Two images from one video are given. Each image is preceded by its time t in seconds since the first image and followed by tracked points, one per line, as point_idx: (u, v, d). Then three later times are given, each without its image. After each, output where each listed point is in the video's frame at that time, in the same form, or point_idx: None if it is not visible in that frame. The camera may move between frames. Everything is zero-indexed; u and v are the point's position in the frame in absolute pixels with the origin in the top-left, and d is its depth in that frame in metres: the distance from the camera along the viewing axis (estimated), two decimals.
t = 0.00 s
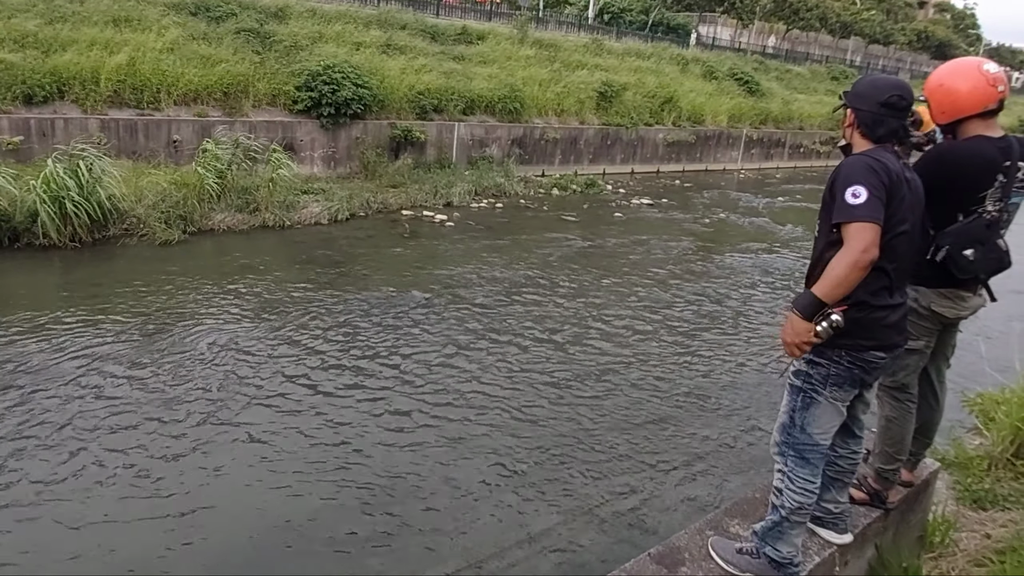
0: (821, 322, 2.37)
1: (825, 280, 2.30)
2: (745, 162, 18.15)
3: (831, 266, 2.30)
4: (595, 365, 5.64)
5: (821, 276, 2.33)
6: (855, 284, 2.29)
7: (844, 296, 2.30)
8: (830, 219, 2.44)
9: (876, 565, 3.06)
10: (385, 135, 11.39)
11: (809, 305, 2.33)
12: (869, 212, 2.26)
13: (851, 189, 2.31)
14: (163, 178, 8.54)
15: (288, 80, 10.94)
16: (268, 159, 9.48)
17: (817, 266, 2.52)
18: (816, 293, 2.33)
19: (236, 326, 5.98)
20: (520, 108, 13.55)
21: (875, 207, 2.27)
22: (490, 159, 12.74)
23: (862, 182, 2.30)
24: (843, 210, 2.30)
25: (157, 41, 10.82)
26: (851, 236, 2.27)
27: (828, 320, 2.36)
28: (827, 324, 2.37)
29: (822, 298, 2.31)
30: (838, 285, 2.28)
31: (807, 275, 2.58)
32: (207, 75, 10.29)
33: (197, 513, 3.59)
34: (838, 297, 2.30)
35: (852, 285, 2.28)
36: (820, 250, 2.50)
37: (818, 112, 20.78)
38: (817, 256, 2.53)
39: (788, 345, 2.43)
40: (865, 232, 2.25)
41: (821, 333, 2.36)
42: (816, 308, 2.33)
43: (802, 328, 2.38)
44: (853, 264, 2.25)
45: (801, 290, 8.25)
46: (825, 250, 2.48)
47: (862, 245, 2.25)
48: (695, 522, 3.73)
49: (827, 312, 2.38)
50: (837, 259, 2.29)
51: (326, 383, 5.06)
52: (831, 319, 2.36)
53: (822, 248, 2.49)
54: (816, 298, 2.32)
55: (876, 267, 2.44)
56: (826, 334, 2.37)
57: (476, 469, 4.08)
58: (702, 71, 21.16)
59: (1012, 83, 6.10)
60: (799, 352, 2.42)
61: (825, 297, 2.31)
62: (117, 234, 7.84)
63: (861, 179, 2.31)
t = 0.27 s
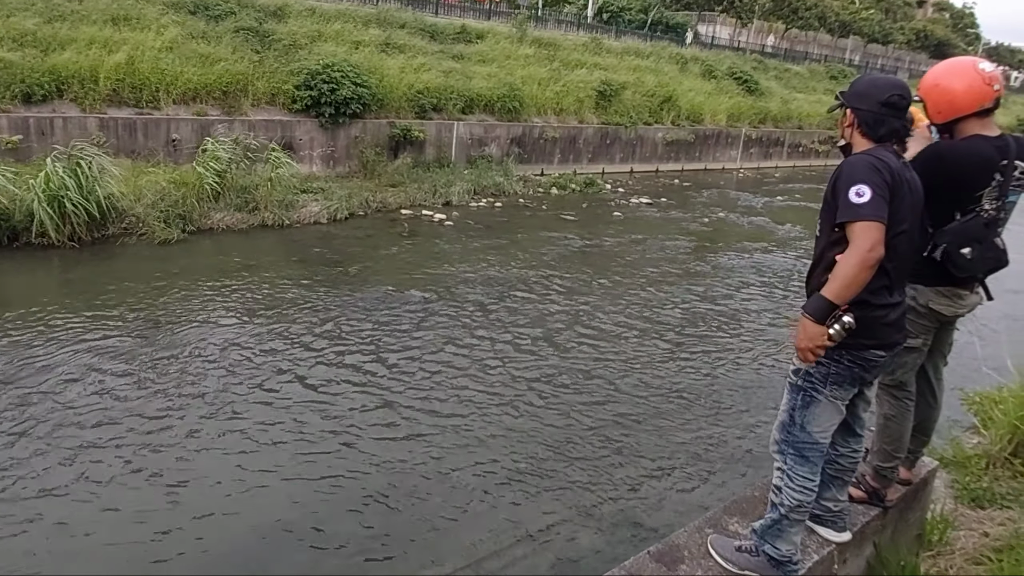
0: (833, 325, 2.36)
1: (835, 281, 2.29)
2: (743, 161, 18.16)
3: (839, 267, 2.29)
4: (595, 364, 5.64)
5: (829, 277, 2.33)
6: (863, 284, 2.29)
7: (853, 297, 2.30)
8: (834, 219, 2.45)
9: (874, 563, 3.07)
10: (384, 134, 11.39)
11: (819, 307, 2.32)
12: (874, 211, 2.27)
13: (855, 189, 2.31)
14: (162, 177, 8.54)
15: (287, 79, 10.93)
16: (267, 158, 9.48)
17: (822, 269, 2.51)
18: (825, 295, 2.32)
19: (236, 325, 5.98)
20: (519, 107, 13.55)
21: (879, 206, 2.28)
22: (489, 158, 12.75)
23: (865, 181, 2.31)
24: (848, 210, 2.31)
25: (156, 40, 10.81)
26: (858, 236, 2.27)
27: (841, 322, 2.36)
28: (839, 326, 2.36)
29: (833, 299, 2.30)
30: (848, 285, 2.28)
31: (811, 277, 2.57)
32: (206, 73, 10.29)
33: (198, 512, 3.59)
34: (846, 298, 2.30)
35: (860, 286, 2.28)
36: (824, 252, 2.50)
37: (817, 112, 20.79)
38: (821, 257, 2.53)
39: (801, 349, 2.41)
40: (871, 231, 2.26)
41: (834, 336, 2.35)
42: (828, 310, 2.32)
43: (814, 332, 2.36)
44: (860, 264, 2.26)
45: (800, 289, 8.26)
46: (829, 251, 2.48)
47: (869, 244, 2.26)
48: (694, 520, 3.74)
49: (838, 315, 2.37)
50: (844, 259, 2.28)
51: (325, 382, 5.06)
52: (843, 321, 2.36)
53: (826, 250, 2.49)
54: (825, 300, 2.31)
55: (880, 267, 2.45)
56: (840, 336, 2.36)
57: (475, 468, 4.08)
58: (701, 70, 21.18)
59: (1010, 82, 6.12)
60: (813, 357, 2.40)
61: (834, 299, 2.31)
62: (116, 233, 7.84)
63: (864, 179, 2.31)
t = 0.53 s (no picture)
0: (838, 324, 2.35)
1: (840, 281, 2.29)
2: (743, 160, 18.15)
3: (843, 266, 2.29)
4: (594, 363, 5.64)
5: (833, 277, 2.32)
6: (868, 283, 2.29)
7: (857, 296, 2.29)
8: (837, 219, 2.44)
9: (874, 562, 3.07)
10: (383, 133, 11.38)
11: (824, 306, 2.31)
12: (877, 209, 2.27)
13: (858, 187, 2.31)
14: (162, 176, 8.53)
15: (286, 78, 10.92)
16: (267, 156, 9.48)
17: (825, 269, 2.51)
18: (830, 294, 2.31)
19: (235, 324, 5.97)
20: (518, 106, 13.55)
21: (882, 204, 2.28)
22: (489, 157, 12.74)
23: (869, 179, 2.31)
24: (851, 208, 2.31)
25: (155, 39, 10.80)
26: (862, 233, 2.27)
27: (846, 322, 2.35)
28: (845, 325, 2.35)
29: (838, 299, 2.30)
30: (852, 285, 2.27)
31: (814, 277, 2.57)
32: (205, 72, 10.27)
33: (196, 512, 3.58)
34: (851, 296, 2.29)
35: (865, 284, 2.28)
36: (826, 251, 2.50)
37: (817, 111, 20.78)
38: (823, 257, 2.52)
39: (806, 350, 2.40)
40: (875, 229, 2.26)
41: (839, 335, 2.34)
42: (833, 310, 2.31)
43: (818, 331, 2.35)
44: (864, 262, 2.25)
45: (799, 288, 8.26)
46: (833, 250, 2.47)
47: (873, 243, 2.26)
48: (693, 519, 3.73)
49: (842, 314, 2.36)
50: (848, 258, 2.28)
51: (324, 381, 5.06)
52: (848, 321, 2.35)
53: (829, 250, 2.49)
54: (830, 300, 2.31)
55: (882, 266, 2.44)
56: (845, 336, 2.35)
57: (474, 467, 4.07)
58: (700, 69, 21.18)
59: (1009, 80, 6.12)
60: (818, 357, 2.39)
61: (839, 298, 2.30)
62: (115, 232, 7.83)
63: (867, 177, 2.31)
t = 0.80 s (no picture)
0: (840, 324, 2.35)
1: (842, 280, 2.28)
2: (743, 160, 18.16)
3: (847, 265, 2.28)
4: (593, 363, 5.63)
5: (836, 276, 2.32)
6: (871, 283, 2.28)
7: (860, 296, 2.29)
8: (840, 218, 2.43)
9: (874, 562, 3.06)
10: (383, 133, 11.37)
11: (827, 305, 2.31)
12: (882, 209, 2.26)
13: (863, 187, 2.31)
14: (161, 175, 8.52)
15: (286, 78, 10.91)
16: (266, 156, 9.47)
17: (828, 268, 2.50)
18: (832, 293, 2.31)
19: (234, 324, 5.96)
20: (518, 106, 13.54)
21: (887, 205, 2.27)
22: (488, 157, 12.73)
23: (873, 179, 2.30)
24: (856, 208, 2.30)
25: (154, 38, 10.78)
26: (866, 233, 2.27)
27: (848, 321, 2.34)
28: (846, 325, 2.34)
29: (840, 299, 2.29)
30: (855, 285, 2.27)
31: (815, 277, 2.56)
32: (204, 72, 10.26)
33: (194, 512, 3.57)
34: (854, 296, 2.28)
35: (868, 285, 2.27)
36: (829, 251, 2.49)
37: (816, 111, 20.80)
38: (825, 257, 2.52)
39: (806, 350, 2.40)
40: (879, 229, 2.25)
41: (841, 336, 2.33)
42: (835, 310, 2.31)
43: (821, 330, 2.34)
44: (868, 262, 2.25)
45: (798, 288, 8.26)
46: (835, 250, 2.46)
47: (876, 243, 2.25)
48: (694, 519, 3.73)
49: (845, 315, 2.36)
50: (852, 258, 2.28)
51: (324, 380, 5.05)
52: (850, 321, 2.34)
53: (832, 249, 2.48)
54: (833, 299, 2.30)
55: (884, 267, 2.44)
56: (847, 336, 2.35)
57: (473, 467, 4.07)
58: (700, 69, 21.19)
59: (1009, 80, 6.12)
60: (819, 357, 2.38)
61: (842, 297, 2.29)
62: (114, 231, 7.82)
63: (872, 177, 2.31)
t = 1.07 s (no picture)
0: (845, 325, 2.35)
1: (848, 282, 2.28)
2: (743, 160, 18.16)
3: (853, 266, 2.28)
4: (594, 364, 5.63)
5: (842, 278, 2.32)
6: (876, 284, 2.29)
7: (865, 296, 2.29)
8: (844, 219, 2.43)
9: (874, 563, 3.06)
10: (383, 134, 11.38)
11: (833, 307, 2.30)
12: (887, 209, 2.26)
13: (868, 188, 2.30)
14: (161, 175, 8.52)
15: (286, 78, 10.91)
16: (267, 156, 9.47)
17: (829, 269, 2.50)
18: (838, 295, 2.30)
19: (234, 324, 5.96)
20: (518, 107, 13.55)
21: (892, 205, 2.27)
22: (488, 157, 12.73)
23: (878, 180, 2.30)
24: (860, 209, 2.30)
25: (154, 38, 10.78)
26: (871, 234, 2.26)
27: (853, 322, 2.34)
28: (851, 326, 2.34)
29: (845, 300, 2.29)
30: (860, 285, 2.27)
31: (817, 277, 2.56)
32: (204, 72, 10.26)
33: (195, 513, 3.57)
34: (859, 298, 2.29)
35: (873, 286, 2.28)
36: (832, 251, 2.49)
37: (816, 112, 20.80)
38: (828, 257, 2.51)
39: (812, 351, 2.39)
40: (885, 230, 2.25)
41: (847, 337, 2.33)
42: (841, 311, 2.30)
43: (826, 332, 2.34)
44: (873, 263, 2.25)
45: (799, 289, 8.26)
46: (838, 251, 2.46)
47: (881, 243, 2.25)
48: (694, 520, 3.73)
49: (849, 316, 2.36)
50: (858, 259, 2.28)
51: (324, 381, 5.05)
52: (854, 322, 2.34)
53: (834, 250, 2.48)
54: (838, 301, 2.30)
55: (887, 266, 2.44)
56: (852, 337, 2.35)
57: (473, 468, 4.07)
58: (700, 70, 21.20)
59: (1011, 79, 6.12)
60: (824, 358, 2.38)
61: (847, 299, 2.29)
62: (114, 232, 7.82)
63: (877, 177, 2.30)
